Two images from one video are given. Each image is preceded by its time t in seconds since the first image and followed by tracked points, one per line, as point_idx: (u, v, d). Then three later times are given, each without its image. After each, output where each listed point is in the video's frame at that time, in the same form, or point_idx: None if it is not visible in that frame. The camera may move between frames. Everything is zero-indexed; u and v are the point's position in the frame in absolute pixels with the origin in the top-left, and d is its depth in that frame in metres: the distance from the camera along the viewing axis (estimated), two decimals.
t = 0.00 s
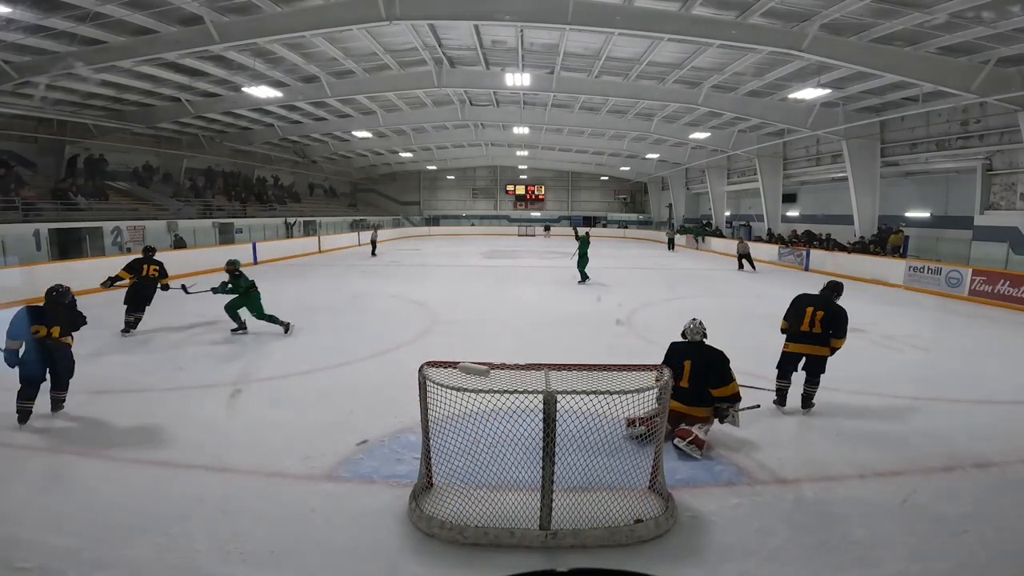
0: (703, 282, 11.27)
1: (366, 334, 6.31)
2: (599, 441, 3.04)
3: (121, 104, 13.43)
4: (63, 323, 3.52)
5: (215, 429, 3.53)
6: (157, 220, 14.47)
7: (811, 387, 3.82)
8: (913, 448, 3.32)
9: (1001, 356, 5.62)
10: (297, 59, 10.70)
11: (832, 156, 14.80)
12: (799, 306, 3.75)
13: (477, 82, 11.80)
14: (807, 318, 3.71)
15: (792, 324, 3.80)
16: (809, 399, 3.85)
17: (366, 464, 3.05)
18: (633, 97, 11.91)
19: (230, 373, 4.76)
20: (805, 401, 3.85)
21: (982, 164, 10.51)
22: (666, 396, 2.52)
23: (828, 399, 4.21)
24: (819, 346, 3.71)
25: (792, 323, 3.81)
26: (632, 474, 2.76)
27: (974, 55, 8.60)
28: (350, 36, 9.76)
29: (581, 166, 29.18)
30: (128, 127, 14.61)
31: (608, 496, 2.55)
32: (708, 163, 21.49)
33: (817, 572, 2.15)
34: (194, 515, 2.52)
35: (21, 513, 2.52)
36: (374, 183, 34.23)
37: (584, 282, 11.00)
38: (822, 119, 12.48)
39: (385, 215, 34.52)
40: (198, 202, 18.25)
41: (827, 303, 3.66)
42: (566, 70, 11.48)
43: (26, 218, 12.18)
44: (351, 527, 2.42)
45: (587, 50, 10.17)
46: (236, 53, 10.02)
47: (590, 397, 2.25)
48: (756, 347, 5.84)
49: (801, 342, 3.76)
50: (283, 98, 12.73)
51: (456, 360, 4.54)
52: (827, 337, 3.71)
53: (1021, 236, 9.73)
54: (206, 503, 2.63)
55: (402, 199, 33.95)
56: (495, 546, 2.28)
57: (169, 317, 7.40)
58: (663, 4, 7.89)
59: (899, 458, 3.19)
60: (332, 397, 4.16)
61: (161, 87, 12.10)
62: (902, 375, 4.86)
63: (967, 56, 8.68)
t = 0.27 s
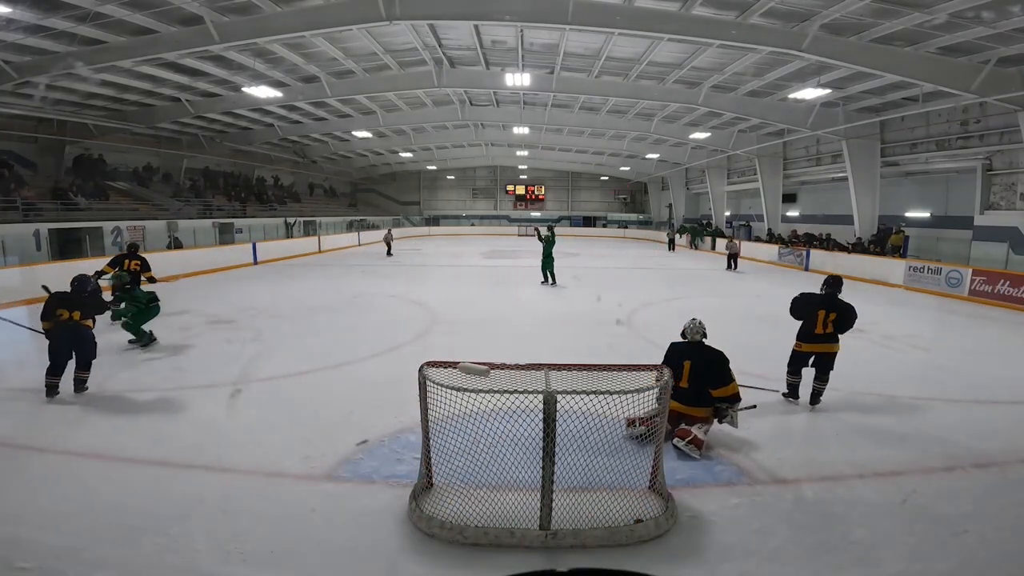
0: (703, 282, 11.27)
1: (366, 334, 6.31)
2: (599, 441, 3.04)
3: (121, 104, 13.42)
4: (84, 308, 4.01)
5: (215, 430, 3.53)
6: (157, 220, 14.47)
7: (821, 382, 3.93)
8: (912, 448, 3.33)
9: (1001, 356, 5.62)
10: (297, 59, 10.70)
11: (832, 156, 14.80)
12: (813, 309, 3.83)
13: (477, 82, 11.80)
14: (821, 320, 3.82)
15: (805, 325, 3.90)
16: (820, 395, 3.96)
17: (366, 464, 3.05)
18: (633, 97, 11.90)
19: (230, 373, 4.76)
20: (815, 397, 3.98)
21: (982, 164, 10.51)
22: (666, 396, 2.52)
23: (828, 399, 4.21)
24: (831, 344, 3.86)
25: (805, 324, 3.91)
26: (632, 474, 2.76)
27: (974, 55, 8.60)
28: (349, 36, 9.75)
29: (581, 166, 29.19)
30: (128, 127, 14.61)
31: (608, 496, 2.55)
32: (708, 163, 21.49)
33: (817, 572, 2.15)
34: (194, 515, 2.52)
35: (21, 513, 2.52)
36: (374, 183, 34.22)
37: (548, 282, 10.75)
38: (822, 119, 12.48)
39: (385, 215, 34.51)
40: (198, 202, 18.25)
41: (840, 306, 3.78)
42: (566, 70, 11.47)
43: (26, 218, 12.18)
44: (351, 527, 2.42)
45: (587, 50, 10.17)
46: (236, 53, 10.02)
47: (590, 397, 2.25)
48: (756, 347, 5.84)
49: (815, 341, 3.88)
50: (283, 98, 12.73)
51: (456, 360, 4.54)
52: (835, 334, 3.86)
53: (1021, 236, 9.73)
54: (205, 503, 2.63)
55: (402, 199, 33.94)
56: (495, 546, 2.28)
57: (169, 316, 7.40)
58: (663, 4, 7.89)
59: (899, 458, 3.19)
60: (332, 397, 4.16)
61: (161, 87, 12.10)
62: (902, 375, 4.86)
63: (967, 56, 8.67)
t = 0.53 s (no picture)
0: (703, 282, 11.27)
1: (366, 334, 6.31)
2: (599, 441, 3.04)
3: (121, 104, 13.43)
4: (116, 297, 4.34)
5: (215, 430, 3.53)
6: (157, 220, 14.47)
7: (825, 379, 4.00)
8: (912, 448, 3.33)
9: (1001, 355, 5.62)
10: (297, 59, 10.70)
11: (832, 156, 14.80)
12: (822, 309, 3.85)
13: (477, 82, 11.80)
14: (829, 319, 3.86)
15: (812, 324, 3.92)
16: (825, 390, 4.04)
17: (366, 464, 3.05)
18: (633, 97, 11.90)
19: (230, 373, 4.76)
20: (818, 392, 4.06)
21: (982, 164, 10.51)
22: (666, 396, 2.52)
23: (829, 399, 4.21)
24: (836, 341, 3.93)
25: (813, 324, 3.92)
26: (632, 474, 2.76)
27: (974, 55, 8.60)
28: (349, 36, 9.74)
29: (581, 166, 29.19)
30: (128, 127, 14.61)
31: (608, 496, 2.55)
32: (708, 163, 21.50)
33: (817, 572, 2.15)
34: (194, 515, 2.52)
35: (22, 513, 2.52)
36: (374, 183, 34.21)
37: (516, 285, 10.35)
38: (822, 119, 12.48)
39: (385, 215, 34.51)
40: (198, 202, 18.25)
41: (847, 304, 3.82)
42: (566, 70, 11.47)
43: (26, 218, 12.18)
44: (350, 527, 2.42)
45: (587, 50, 10.17)
46: (236, 53, 10.02)
47: (590, 397, 2.24)
48: (756, 347, 5.84)
49: (821, 340, 3.92)
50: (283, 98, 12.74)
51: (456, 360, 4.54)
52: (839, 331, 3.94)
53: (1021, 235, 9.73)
54: (205, 503, 2.63)
55: (402, 199, 33.93)
56: (495, 547, 2.28)
57: (169, 317, 7.40)
58: (662, 4, 7.89)
59: (899, 458, 3.19)
60: (332, 397, 4.16)
61: (161, 87, 12.10)
62: (903, 375, 4.86)
63: (967, 56, 8.67)
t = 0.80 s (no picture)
0: (703, 282, 11.27)
1: (366, 334, 6.31)
2: (599, 441, 3.05)
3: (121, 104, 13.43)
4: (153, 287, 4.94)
5: (216, 429, 3.54)
6: (157, 220, 14.48)
7: (825, 374, 4.05)
8: (912, 448, 3.33)
9: (1001, 356, 5.62)
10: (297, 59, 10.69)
11: (832, 156, 14.81)
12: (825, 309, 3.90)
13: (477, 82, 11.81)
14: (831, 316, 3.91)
15: (815, 324, 3.96)
16: (825, 385, 4.10)
17: (366, 464, 3.05)
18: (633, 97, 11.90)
19: (230, 373, 4.76)
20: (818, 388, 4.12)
21: (982, 164, 10.51)
22: (666, 396, 2.52)
23: (829, 399, 4.21)
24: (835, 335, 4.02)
25: (817, 324, 3.96)
26: (632, 474, 2.76)
27: (974, 55, 8.60)
28: (349, 36, 9.75)
29: (581, 166, 29.21)
30: (128, 127, 14.63)
31: (608, 496, 2.55)
32: (708, 163, 21.51)
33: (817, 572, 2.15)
34: (195, 515, 2.52)
35: (23, 512, 2.53)
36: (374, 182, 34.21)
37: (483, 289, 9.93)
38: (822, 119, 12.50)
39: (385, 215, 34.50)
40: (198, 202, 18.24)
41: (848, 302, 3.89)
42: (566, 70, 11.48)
43: (26, 218, 12.17)
44: (350, 527, 2.42)
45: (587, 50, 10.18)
46: (236, 53, 10.03)
47: (590, 397, 2.25)
48: (756, 347, 5.85)
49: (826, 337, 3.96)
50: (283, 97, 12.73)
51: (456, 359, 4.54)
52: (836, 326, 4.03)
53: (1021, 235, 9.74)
54: (206, 503, 2.63)
55: (402, 199, 33.93)
56: (495, 546, 2.28)
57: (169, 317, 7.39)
58: (662, 4, 7.90)
59: (899, 458, 3.19)
60: (332, 397, 4.15)
61: (161, 87, 12.11)
62: (903, 375, 4.86)
63: (967, 56, 8.68)
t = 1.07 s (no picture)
0: (703, 282, 11.27)
1: (367, 334, 6.31)
2: (599, 441, 3.05)
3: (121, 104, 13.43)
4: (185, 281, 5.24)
5: (216, 429, 3.54)
6: (157, 220, 14.49)
7: (822, 372, 4.10)
8: (912, 448, 3.33)
9: (1001, 356, 5.62)
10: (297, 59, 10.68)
11: (832, 156, 14.81)
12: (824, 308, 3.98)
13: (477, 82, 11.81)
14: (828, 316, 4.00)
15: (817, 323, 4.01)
16: (822, 384, 4.13)
17: (366, 464, 3.05)
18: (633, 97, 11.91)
19: (230, 373, 4.76)
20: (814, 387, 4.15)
21: (982, 164, 10.51)
22: (666, 397, 2.52)
23: (829, 399, 4.21)
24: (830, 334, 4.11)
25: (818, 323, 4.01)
26: (632, 474, 2.76)
27: (974, 55, 8.60)
28: (349, 36, 9.74)
29: (581, 166, 29.22)
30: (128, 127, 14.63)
31: (608, 496, 2.55)
32: (708, 163, 21.52)
33: (817, 572, 2.15)
34: (195, 515, 2.52)
35: (23, 512, 2.53)
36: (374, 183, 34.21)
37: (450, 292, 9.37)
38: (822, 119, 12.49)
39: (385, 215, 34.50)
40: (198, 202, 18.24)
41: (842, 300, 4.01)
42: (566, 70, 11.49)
43: (26, 218, 12.17)
44: (350, 527, 2.42)
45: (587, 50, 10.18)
46: (236, 53, 10.03)
47: (590, 397, 2.25)
48: (756, 347, 5.85)
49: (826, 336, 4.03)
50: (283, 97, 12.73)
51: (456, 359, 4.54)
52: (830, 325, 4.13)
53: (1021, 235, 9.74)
54: (206, 503, 2.63)
55: (402, 199, 33.93)
56: (495, 546, 2.28)
57: (169, 317, 7.39)
58: (662, 4, 7.91)
59: (899, 458, 3.19)
60: (333, 397, 4.16)
61: (161, 87, 12.12)
62: (903, 375, 4.86)
63: (967, 56, 8.68)
